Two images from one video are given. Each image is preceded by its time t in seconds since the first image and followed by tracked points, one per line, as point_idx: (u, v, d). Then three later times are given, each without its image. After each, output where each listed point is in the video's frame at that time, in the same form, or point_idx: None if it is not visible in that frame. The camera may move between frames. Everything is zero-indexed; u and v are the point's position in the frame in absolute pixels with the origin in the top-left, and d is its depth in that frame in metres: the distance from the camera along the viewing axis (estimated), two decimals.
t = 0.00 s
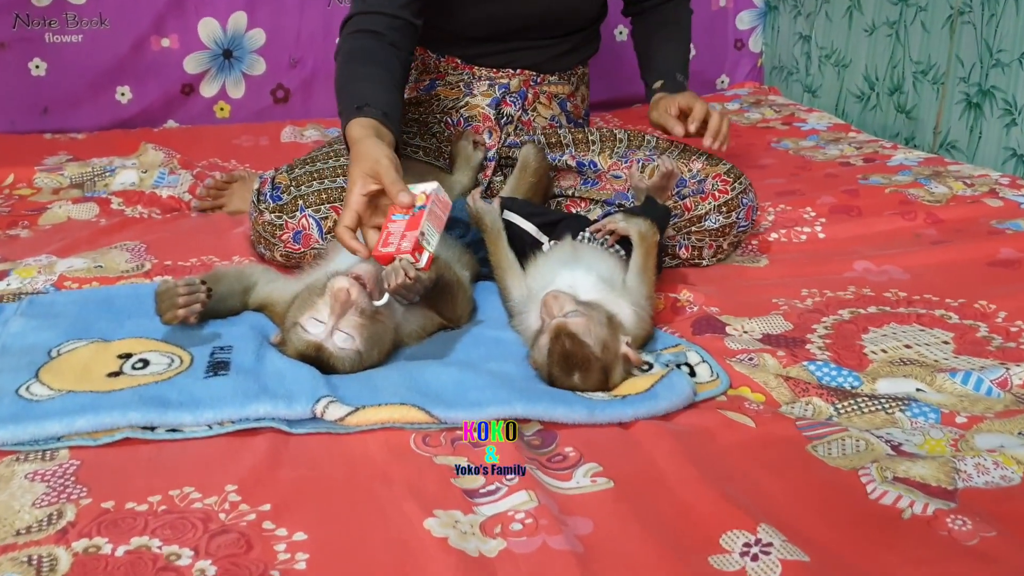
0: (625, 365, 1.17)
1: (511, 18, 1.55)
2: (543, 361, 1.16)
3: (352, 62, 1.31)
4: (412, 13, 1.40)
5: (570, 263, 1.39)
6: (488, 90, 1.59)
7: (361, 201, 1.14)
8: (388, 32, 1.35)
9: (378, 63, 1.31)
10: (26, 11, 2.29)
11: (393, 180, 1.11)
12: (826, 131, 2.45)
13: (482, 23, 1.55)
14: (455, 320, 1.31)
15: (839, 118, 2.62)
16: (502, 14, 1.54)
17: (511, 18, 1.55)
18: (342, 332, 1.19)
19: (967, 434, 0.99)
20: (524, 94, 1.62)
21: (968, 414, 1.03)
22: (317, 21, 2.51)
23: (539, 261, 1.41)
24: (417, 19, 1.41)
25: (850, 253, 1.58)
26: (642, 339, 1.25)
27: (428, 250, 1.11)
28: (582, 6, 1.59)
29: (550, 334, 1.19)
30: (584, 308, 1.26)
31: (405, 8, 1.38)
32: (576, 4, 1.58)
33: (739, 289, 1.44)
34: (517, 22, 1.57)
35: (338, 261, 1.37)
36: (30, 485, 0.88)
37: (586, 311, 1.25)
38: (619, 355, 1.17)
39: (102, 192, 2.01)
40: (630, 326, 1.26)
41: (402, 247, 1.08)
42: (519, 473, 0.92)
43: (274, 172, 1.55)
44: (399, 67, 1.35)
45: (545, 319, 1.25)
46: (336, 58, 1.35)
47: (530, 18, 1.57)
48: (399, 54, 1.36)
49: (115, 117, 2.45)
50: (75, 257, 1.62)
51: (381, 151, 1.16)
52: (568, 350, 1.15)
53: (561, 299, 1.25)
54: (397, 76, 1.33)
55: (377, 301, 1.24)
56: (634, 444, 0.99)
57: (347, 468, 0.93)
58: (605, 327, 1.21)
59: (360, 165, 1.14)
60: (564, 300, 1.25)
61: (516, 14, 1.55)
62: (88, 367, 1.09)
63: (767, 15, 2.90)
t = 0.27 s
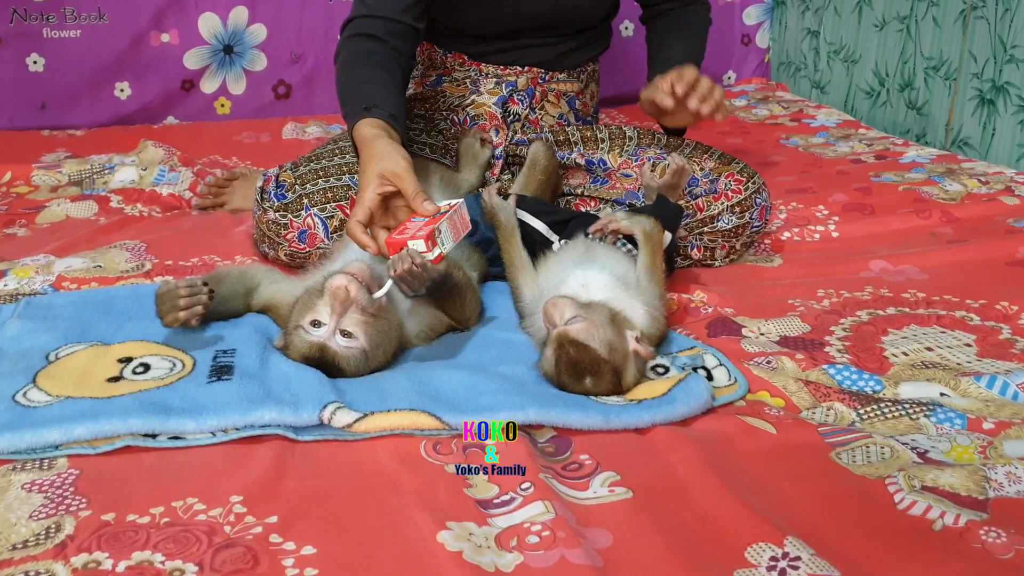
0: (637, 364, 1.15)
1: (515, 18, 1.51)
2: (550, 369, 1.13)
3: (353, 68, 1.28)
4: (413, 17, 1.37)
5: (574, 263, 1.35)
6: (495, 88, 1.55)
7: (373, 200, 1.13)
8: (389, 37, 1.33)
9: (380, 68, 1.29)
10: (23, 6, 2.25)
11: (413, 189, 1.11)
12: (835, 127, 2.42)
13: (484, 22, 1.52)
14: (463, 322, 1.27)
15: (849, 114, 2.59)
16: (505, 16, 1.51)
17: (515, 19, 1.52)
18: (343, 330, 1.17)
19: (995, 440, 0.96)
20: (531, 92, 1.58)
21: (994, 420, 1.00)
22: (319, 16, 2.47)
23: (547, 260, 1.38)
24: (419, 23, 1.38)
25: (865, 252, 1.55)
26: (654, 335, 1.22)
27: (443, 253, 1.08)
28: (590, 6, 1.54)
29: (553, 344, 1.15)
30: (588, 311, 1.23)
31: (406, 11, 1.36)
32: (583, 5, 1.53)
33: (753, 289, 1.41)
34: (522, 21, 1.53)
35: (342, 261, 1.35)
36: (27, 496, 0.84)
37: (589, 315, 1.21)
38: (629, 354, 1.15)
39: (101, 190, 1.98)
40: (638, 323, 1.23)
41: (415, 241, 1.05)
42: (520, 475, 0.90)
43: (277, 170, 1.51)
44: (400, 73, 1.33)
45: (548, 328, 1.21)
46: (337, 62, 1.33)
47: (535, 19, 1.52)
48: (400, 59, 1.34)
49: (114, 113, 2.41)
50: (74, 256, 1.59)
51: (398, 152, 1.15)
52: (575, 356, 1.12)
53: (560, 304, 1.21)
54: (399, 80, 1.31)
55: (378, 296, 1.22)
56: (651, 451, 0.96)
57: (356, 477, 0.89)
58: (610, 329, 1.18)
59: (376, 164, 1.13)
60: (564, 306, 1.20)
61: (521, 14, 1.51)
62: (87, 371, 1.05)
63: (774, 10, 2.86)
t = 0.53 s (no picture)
0: (644, 360, 1.12)
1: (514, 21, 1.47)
2: (556, 374, 1.10)
3: (351, 70, 1.30)
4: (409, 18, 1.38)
5: (572, 267, 1.32)
6: (496, 86, 1.53)
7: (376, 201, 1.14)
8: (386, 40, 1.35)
9: (377, 70, 1.31)
10: None
11: (417, 194, 1.11)
12: (843, 125, 2.39)
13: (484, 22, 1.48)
14: (470, 323, 1.24)
15: (856, 111, 2.56)
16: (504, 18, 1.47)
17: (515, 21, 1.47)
18: (348, 330, 1.14)
19: (1019, 445, 0.93)
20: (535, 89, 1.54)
21: (1017, 424, 0.98)
22: (322, 11, 2.44)
23: (549, 264, 1.35)
24: (416, 22, 1.39)
25: (878, 252, 1.53)
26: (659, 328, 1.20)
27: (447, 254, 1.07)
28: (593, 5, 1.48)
29: (557, 353, 1.12)
30: (590, 312, 1.20)
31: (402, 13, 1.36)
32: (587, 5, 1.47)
33: (765, 289, 1.39)
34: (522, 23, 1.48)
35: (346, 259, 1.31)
36: (23, 502, 0.82)
37: (590, 317, 1.18)
38: (636, 352, 1.12)
39: (99, 186, 1.95)
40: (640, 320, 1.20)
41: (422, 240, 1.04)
42: (519, 475, 0.89)
43: (280, 167, 1.48)
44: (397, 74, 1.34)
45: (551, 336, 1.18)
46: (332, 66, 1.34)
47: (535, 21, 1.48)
48: (397, 60, 1.36)
49: (113, 109, 2.38)
50: (73, 254, 1.56)
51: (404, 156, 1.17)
52: (581, 362, 1.09)
53: (557, 310, 1.17)
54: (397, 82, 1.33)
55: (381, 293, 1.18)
56: (665, 456, 0.94)
57: (362, 482, 0.87)
58: (613, 329, 1.16)
59: (381, 167, 1.15)
60: (563, 312, 1.17)
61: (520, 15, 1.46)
62: (86, 372, 1.03)
63: (781, 6, 2.83)
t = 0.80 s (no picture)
0: (660, 367, 1.10)
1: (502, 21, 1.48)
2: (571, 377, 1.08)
3: (348, 81, 1.30)
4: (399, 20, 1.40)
5: (588, 266, 1.29)
6: (490, 87, 1.52)
7: (390, 210, 1.02)
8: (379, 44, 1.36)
9: (373, 77, 1.31)
10: None
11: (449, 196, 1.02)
12: (852, 124, 2.37)
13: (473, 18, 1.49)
14: (480, 327, 1.24)
15: (865, 110, 2.54)
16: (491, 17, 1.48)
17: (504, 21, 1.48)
18: (356, 332, 1.12)
19: None
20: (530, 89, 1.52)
21: None
22: (325, 8, 2.42)
23: (561, 264, 1.32)
24: (407, 24, 1.41)
25: (891, 253, 1.51)
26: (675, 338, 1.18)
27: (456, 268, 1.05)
28: None
29: (573, 353, 1.10)
30: (608, 315, 1.18)
31: (391, 18, 1.38)
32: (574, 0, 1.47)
33: (778, 292, 1.37)
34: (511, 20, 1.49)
35: (351, 261, 1.29)
36: (27, 510, 0.80)
37: (609, 320, 1.16)
38: (652, 358, 1.10)
39: (102, 185, 1.93)
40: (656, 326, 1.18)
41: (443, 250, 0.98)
42: (519, 475, 0.89)
43: (281, 172, 1.46)
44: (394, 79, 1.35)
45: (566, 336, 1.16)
46: (329, 80, 1.35)
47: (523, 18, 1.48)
48: (392, 66, 1.37)
49: (115, 107, 2.36)
50: (75, 254, 1.54)
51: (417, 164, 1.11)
52: (596, 365, 1.07)
53: (576, 310, 1.16)
54: (394, 87, 1.33)
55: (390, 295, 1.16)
56: (681, 463, 0.92)
57: (373, 490, 0.85)
58: (630, 334, 1.13)
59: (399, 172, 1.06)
60: (581, 313, 1.15)
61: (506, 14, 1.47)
62: (90, 376, 1.01)
63: (787, 4, 2.81)
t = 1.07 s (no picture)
0: (669, 371, 1.09)
1: (494, 28, 1.48)
2: (579, 383, 1.08)
3: (343, 95, 1.31)
4: (391, 33, 1.40)
5: (594, 269, 1.28)
6: (484, 90, 1.51)
7: (407, 209, 1.06)
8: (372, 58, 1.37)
9: (369, 88, 1.31)
10: None
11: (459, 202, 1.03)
12: (859, 124, 2.36)
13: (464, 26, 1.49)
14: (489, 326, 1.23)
15: (871, 111, 2.53)
16: (480, 24, 1.48)
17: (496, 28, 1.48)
18: (368, 333, 1.12)
19: None
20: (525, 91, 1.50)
21: None
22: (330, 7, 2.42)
23: (567, 264, 1.30)
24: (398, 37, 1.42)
25: (900, 255, 1.50)
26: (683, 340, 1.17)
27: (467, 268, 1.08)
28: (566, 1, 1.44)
29: (581, 360, 1.09)
30: (616, 319, 1.17)
31: (382, 32, 1.38)
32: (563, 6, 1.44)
33: (787, 294, 1.36)
34: (502, 29, 1.48)
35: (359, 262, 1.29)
36: (37, 512, 0.80)
37: (616, 324, 1.15)
38: (661, 363, 1.09)
39: (107, 185, 1.92)
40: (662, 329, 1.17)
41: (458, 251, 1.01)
42: (519, 474, 0.89)
43: (286, 177, 1.46)
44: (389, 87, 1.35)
45: (574, 340, 1.15)
46: (325, 97, 1.36)
47: (513, 27, 1.47)
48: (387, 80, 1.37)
49: (120, 106, 2.36)
50: (81, 254, 1.54)
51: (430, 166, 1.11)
52: (605, 371, 1.06)
53: (583, 313, 1.14)
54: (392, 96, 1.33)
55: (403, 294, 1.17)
56: (694, 467, 0.91)
57: (384, 493, 0.85)
58: (639, 338, 1.13)
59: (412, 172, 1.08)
60: (588, 317, 1.13)
61: (495, 22, 1.46)
62: (98, 377, 1.00)
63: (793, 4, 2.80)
